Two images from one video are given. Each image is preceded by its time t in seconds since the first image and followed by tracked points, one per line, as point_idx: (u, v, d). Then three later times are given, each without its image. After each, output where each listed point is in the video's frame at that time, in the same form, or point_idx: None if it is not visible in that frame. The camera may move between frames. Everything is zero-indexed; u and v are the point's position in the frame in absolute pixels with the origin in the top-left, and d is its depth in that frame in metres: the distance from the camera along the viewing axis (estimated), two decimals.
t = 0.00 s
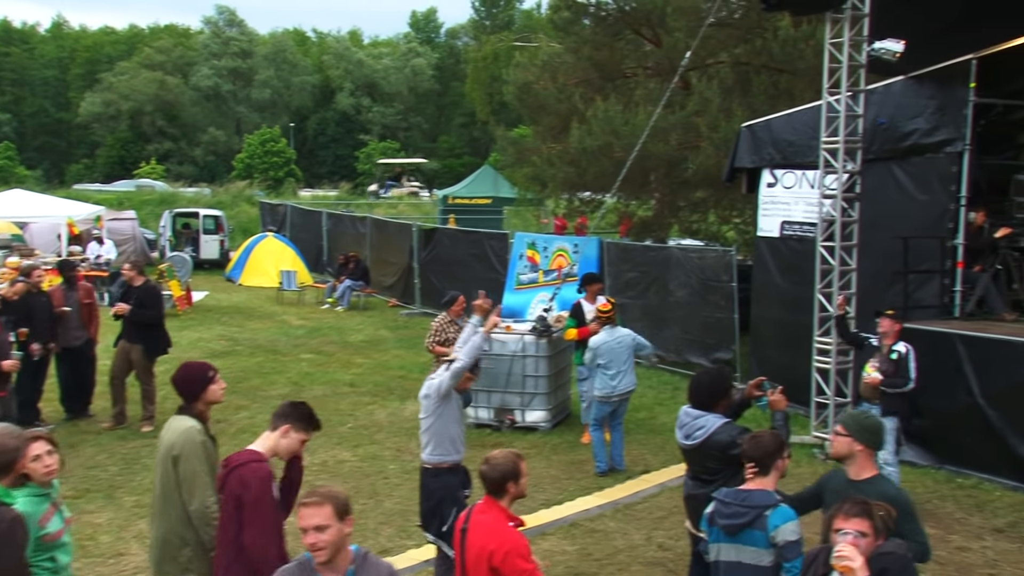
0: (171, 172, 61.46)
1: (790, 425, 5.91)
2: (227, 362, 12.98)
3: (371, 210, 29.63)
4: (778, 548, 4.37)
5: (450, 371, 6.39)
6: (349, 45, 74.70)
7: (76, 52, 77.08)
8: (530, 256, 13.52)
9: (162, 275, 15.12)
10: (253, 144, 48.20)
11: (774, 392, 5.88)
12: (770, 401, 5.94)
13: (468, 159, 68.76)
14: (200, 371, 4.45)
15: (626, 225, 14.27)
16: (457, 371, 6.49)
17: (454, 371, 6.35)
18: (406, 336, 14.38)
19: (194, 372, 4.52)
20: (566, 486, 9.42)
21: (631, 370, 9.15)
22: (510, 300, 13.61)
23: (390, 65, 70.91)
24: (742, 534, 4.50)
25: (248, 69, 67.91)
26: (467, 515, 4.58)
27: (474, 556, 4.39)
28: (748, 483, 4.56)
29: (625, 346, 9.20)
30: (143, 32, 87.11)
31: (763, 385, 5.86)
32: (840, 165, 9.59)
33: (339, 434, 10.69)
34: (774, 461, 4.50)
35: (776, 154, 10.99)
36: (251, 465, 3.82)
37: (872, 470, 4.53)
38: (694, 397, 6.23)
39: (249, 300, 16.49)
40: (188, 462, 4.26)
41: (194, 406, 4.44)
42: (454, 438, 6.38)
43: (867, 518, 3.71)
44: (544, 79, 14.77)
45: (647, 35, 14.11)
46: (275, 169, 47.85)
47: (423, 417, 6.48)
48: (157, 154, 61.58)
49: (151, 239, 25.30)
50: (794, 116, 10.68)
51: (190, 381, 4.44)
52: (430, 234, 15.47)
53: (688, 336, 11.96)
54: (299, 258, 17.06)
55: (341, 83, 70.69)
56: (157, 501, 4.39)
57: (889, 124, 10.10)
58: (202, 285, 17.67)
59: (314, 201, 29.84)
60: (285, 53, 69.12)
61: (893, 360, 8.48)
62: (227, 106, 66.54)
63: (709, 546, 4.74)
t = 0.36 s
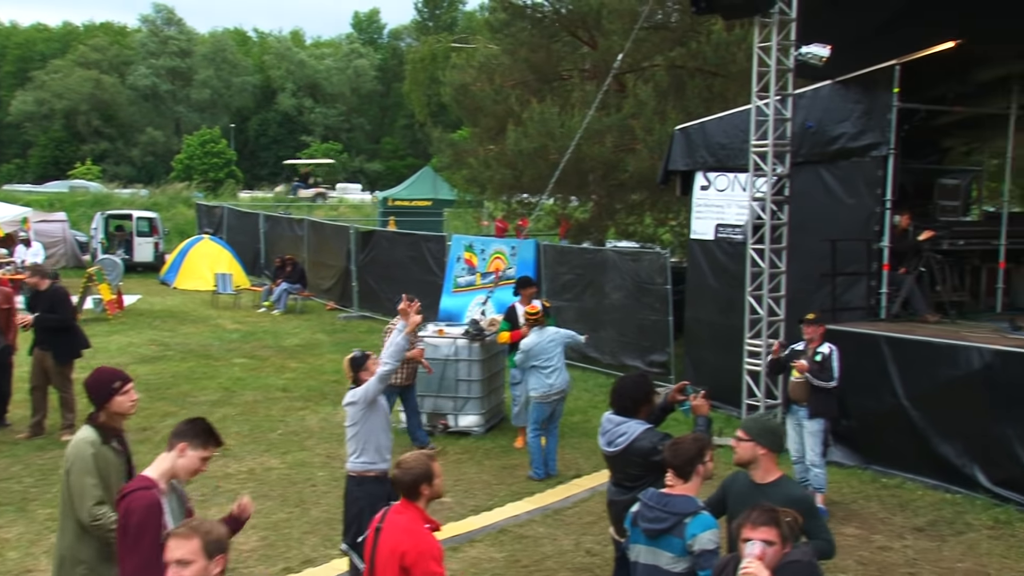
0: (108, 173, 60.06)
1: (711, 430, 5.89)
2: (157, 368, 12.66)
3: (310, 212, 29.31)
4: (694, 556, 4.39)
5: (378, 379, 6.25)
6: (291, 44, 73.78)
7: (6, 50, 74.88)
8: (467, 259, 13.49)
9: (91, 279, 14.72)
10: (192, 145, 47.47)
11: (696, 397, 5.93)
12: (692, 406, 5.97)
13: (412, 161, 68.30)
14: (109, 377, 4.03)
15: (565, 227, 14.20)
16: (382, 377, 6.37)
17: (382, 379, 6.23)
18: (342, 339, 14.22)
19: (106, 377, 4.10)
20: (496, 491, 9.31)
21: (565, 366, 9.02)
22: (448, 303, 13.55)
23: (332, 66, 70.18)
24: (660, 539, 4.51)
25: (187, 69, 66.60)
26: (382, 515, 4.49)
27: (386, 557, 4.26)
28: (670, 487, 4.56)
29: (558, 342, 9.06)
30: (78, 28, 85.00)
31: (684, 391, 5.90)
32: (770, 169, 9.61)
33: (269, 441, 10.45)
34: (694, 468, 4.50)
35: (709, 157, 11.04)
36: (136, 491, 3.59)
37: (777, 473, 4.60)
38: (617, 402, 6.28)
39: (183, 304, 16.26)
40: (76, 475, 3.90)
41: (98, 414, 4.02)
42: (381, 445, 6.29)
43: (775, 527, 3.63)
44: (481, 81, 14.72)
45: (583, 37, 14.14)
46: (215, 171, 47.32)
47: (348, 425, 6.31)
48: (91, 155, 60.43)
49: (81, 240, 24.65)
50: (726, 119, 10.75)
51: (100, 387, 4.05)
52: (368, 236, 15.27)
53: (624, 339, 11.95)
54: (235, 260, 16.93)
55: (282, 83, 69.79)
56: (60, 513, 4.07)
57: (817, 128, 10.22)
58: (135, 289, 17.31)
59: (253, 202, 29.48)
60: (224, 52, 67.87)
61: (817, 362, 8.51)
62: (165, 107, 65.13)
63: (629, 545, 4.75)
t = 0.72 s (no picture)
0: (45, 174, 57.36)
1: (636, 437, 5.97)
2: (86, 374, 12.28)
3: (251, 213, 28.90)
4: (605, 562, 4.28)
5: (299, 387, 6.02)
6: (234, 44, 72.71)
7: None
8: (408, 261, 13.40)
9: (19, 283, 14.25)
10: (133, 146, 46.72)
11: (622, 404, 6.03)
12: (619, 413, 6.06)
13: (360, 163, 67.87)
14: (32, 410, 3.89)
15: (508, 229, 14.09)
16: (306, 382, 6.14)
17: (302, 388, 5.99)
18: (281, 344, 14.02)
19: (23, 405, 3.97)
20: (429, 498, 9.15)
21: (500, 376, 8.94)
22: (388, 306, 13.49)
23: (277, 66, 69.31)
24: (577, 547, 4.43)
25: (127, 68, 64.97)
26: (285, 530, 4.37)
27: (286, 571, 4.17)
28: (587, 493, 4.50)
29: (495, 353, 8.95)
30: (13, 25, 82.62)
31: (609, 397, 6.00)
32: (704, 172, 9.57)
33: (199, 448, 10.16)
34: (607, 474, 4.44)
35: (646, 161, 11.04)
36: (64, 516, 3.46)
37: (692, 481, 4.49)
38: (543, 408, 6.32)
39: (118, 308, 15.95)
40: None
41: (11, 440, 3.89)
42: (306, 448, 6.20)
43: (687, 544, 3.57)
44: (420, 83, 14.61)
45: (522, 40, 14.11)
46: (157, 172, 46.51)
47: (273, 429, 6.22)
48: (27, 155, 57.21)
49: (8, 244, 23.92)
50: (662, 123, 10.77)
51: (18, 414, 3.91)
52: (307, 240, 15.20)
53: (563, 343, 11.93)
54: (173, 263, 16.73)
55: (225, 83, 68.77)
56: None
57: (751, 132, 10.28)
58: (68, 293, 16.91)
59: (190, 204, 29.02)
60: (166, 52, 67.27)
61: (748, 364, 8.49)
62: (105, 107, 62.55)
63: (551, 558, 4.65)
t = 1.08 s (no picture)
0: None
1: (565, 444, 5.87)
2: (14, 383, 11.88)
3: (193, 215, 28.38)
4: (512, 566, 4.25)
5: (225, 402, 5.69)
6: (180, 44, 71.43)
7: None
8: (351, 265, 13.30)
9: None
10: (74, 147, 45.64)
11: (551, 411, 5.85)
12: (548, 420, 5.88)
13: (309, 165, 67.23)
14: None
15: (455, 230, 13.96)
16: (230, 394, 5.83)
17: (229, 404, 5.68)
18: (221, 348, 13.75)
19: None
20: (364, 506, 8.97)
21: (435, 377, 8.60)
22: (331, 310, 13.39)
23: (222, 67, 68.11)
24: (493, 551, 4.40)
25: (68, 67, 63.31)
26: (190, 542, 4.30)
27: None
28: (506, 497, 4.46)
29: (430, 353, 8.60)
30: None
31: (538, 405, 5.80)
32: (643, 176, 9.54)
33: (129, 458, 9.84)
34: (524, 477, 4.39)
35: (587, 164, 11.00)
36: None
37: (603, 493, 4.38)
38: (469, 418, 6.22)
39: (52, 312, 15.58)
40: None
41: None
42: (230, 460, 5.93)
43: (605, 555, 3.45)
44: (362, 85, 14.45)
45: (465, 42, 14.04)
46: (98, 173, 45.57)
47: (196, 440, 5.89)
48: None
49: None
50: (602, 127, 10.76)
51: None
52: (249, 243, 15.06)
53: (504, 347, 11.87)
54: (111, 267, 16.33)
55: (170, 84, 67.61)
56: None
57: (689, 136, 10.31)
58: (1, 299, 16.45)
59: (128, 207, 28.40)
60: (108, 51, 65.75)
61: (683, 370, 8.51)
62: (44, 106, 61.17)
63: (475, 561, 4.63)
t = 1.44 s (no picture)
0: None
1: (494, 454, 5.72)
2: None
3: (135, 219, 27.90)
4: None
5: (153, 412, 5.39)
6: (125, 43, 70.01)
7: None
8: (292, 269, 13.18)
9: None
10: (13, 147, 45.48)
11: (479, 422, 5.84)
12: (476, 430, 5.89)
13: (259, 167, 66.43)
14: None
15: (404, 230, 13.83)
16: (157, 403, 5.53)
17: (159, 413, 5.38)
18: (159, 354, 13.48)
19: None
20: (299, 515, 8.78)
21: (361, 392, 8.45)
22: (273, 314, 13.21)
23: (167, 67, 66.39)
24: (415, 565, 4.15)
25: (7, 65, 61.63)
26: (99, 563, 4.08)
27: None
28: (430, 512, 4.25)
29: (359, 367, 8.49)
30: None
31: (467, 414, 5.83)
32: (583, 180, 9.50)
33: (57, 469, 9.55)
34: (455, 491, 4.20)
35: (529, 168, 10.96)
36: None
37: (524, 504, 4.27)
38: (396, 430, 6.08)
39: None
40: None
41: None
42: (156, 472, 5.63)
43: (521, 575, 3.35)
44: (304, 88, 14.31)
45: (407, 45, 13.97)
46: (36, 174, 44.55)
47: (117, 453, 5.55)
48: None
49: None
50: (543, 131, 10.73)
51: None
52: (189, 246, 14.83)
53: (447, 351, 11.79)
54: (47, 271, 16.14)
55: (112, 84, 65.16)
56: None
57: (630, 141, 10.32)
58: None
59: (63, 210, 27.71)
60: (48, 50, 63.76)
61: (620, 376, 8.50)
62: None
63: None
